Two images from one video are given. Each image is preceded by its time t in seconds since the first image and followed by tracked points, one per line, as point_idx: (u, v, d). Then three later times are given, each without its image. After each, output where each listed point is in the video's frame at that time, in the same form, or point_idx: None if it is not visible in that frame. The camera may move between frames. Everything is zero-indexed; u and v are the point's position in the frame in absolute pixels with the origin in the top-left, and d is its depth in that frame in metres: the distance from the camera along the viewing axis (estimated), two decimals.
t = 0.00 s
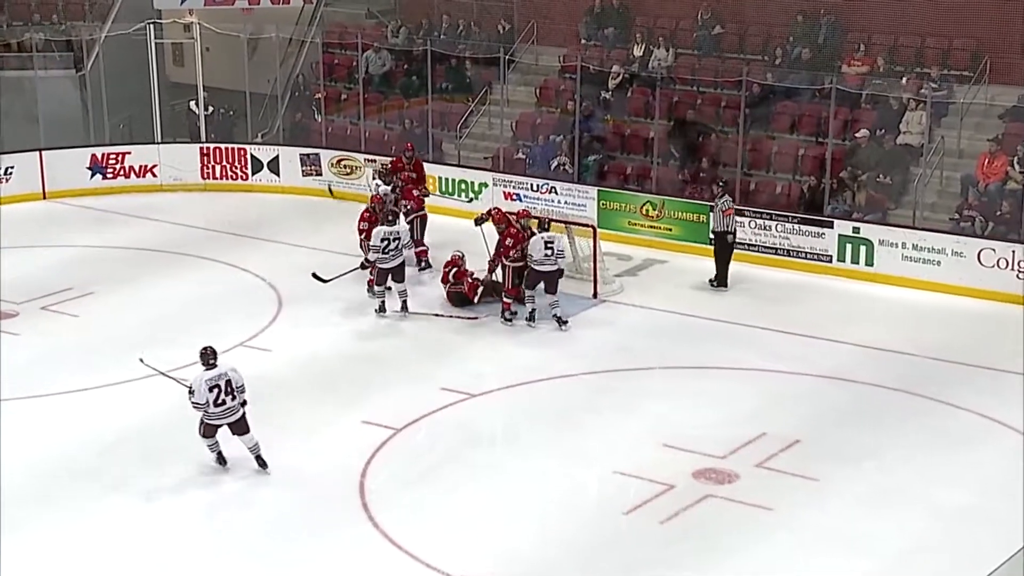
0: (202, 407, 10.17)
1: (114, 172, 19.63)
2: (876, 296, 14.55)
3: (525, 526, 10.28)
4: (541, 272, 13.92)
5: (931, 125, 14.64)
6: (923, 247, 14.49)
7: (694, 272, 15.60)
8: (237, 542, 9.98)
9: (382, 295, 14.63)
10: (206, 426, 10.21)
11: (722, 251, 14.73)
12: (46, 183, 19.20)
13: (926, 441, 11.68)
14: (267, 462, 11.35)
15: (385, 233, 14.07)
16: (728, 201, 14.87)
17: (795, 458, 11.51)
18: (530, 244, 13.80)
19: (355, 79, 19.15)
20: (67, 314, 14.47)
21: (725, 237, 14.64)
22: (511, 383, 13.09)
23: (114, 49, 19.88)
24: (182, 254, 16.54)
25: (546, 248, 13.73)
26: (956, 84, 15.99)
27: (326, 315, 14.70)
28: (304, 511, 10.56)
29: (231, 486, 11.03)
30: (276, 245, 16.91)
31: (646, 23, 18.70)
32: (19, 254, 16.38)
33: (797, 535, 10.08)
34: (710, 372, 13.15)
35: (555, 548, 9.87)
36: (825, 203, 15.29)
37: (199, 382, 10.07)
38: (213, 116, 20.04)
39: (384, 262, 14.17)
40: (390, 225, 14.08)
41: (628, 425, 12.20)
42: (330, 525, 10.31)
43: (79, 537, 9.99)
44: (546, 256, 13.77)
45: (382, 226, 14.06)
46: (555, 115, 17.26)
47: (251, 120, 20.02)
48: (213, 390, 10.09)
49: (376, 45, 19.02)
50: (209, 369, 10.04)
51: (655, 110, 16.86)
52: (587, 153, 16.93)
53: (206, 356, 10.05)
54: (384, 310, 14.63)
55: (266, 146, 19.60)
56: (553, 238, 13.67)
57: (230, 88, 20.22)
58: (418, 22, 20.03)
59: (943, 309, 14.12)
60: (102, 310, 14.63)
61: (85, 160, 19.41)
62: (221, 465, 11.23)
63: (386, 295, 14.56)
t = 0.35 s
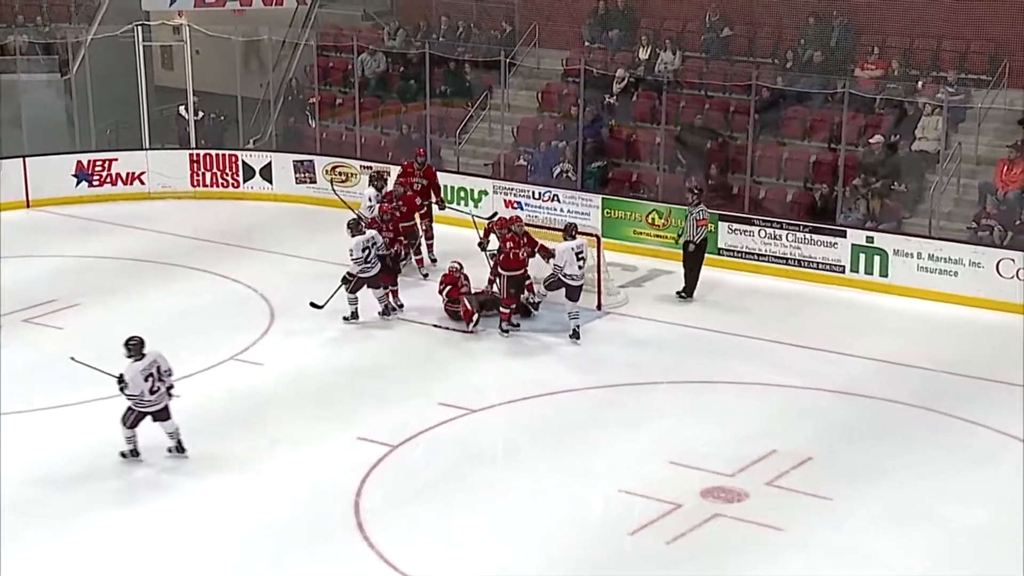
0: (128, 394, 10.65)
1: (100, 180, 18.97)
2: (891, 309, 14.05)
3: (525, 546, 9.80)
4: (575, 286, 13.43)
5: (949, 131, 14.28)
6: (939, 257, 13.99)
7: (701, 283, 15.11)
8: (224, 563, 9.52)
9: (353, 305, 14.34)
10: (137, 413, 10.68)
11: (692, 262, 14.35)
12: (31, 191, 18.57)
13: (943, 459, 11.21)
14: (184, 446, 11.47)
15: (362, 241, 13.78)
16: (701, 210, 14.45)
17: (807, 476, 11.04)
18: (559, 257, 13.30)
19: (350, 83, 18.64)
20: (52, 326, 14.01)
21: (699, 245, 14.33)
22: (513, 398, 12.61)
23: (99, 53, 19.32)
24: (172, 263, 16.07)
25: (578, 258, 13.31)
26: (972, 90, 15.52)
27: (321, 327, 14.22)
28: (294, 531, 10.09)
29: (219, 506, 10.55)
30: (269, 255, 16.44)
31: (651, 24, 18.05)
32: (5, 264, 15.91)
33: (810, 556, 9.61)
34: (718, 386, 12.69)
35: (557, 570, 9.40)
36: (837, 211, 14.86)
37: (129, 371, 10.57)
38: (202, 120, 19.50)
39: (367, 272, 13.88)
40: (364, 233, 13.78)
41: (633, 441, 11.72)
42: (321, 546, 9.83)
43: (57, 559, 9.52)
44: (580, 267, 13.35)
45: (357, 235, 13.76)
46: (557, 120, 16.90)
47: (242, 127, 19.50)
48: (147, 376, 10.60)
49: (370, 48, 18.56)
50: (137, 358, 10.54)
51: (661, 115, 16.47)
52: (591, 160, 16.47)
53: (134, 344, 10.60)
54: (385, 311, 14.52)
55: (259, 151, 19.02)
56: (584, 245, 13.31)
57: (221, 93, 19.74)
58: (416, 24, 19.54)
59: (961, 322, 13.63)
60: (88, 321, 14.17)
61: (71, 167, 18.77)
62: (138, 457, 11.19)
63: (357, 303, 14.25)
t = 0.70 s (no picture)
0: (19, 386, 10.38)
1: (80, 183, 18.29)
2: (900, 316, 13.62)
3: (520, 566, 9.32)
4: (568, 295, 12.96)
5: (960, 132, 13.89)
6: (950, 263, 13.58)
7: (704, 289, 14.67)
8: None
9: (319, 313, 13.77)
10: (29, 408, 10.44)
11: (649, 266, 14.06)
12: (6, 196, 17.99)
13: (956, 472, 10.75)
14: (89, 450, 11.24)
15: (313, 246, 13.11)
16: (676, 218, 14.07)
17: (815, 490, 10.57)
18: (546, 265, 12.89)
19: (340, 83, 18.07)
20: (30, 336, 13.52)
21: (666, 252, 13.96)
22: (509, 409, 12.12)
23: (76, 53, 18.49)
24: (155, 271, 15.56)
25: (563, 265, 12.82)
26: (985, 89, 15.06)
27: (310, 335, 13.73)
28: (277, 552, 9.61)
29: (199, 524, 10.06)
30: (258, 261, 15.95)
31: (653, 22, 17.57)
32: None
33: None
34: (721, 397, 12.22)
35: None
36: (846, 216, 14.44)
37: (20, 363, 10.33)
38: (186, 121, 18.79)
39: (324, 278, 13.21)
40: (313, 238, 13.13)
41: (633, 454, 11.25)
42: (305, 568, 9.35)
43: None
44: (567, 275, 12.83)
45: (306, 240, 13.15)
46: (556, 122, 16.34)
47: (228, 128, 18.79)
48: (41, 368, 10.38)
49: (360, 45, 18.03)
50: (29, 350, 10.28)
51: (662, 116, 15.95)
52: (589, 163, 16.03)
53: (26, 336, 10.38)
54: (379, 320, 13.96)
55: (244, 155, 18.31)
56: (569, 252, 12.78)
57: (205, 92, 18.96)
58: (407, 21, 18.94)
59: (974, 330, 13.21)
60: (68, 331, 13.68)
61: (48, 170, 18.11)
62: (20, 460, 11.02)
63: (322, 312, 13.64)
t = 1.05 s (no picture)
0: None
1: (58, 184, 17.84)
2: (909, 322, 13.22)
3: None
4: (569, 298, 12.48)
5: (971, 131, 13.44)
6: (961, 267, 13.17)
7: (706, 294, 14.25)
8: None
9: (275, 321, 13.17)
10: None
11: (636, 268, 13.69)
12: None
13: (968, 484, 10.33)
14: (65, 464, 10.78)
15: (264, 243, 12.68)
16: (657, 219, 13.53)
17: (822, 502, 10.15)
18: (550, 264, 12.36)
19: (328, 81, 17.52)
20: (9, 344, 13.07)
21: (651, 257, 13.57)
22: (504, 419, 11.69)
23: (55, 50, 17.88)
24: (139, 275, 15.11)
25: (569, 267, 12.32)
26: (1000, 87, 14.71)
27: (299, 342, 13.29)
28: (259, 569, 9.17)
29: (179, 540, 9.63)
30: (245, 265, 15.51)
31: (652, 17, 16.92)
32: None
33: None
34: (724, 406, 11.80)
35: None
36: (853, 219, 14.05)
37: None
38: (170, 121, 18.29)
39: (270, 277, 12.72)
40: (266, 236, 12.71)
41: (632, 465, 10.83)
42: None
43: None
44: (573, 277, 12.36)
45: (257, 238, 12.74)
46: (553, 121, 15.90)
47: (213, 127, 18.19)
48: None
49: (351, 41, 17.49)
50: None
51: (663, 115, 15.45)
52: (587, 164, 15.56)
53: None
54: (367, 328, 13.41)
55: (229, 155, 17.86)
56: (577, 254, 12.29)
57: (190, 91, 18.42)
58: (399, 17, 18.30)
59: (985, 337, 12.81)
60: (47, 338, 13.23)
61: (26, 171, 17.63)
62: None
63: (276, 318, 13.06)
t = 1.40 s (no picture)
0: None
1: (39, 186, 17.32)
2: (918, 327, 12.87)
3: None
4: (580, 304, 12.10)
5: (980, 131, 12.97)
6: (972, 271, 12.84)
7: (709, 299, 13.88)
8: None
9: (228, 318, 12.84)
10: None
11: (633, 269, 13.19)
12: None
13: (980, 494, 9.97)
14: (43, 476, 10.38)
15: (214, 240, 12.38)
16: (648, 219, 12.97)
17: (829, 514, 9.78)
18: (558, 269, 11.98)
19: (318, 78, 17.00)
20: None
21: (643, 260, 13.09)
22: (501, 427, 11.31)
23: (37, 47, 17.21)
24: (123, 280, 14.70)
25: (581, 271, 11.98)
26: (1011, 83, 14.47)
27: (289, 348, 12.91)
28: None
29: (160, 554, 9.23)
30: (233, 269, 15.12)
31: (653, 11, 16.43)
32: None
33: None
34: (727, 414, 11.43)
35: None
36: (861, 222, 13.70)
37: None
38: (156, 120, 17.76)
39: (219, 274, 12.41)
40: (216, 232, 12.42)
41: (632, 474, 10.45)
42: None
43: None
44: (585, 283, 12.03)
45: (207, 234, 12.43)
46: (550, 119, 15.50)
47: (199, 126, 17.71)
48: None
49: (343, 37, 16.91)
50: None
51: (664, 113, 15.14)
52: (585, 164, 15.18)
53: None
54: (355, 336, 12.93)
55: (217, 155, 17.43)
56: (587, 258, 11.97)
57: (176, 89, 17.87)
58: (391, 12, 17.77)
59: (997, 343, 12.48)
60: (28, 344, 12.83)
61: (6, 172, 17.11)
62: None
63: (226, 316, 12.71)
